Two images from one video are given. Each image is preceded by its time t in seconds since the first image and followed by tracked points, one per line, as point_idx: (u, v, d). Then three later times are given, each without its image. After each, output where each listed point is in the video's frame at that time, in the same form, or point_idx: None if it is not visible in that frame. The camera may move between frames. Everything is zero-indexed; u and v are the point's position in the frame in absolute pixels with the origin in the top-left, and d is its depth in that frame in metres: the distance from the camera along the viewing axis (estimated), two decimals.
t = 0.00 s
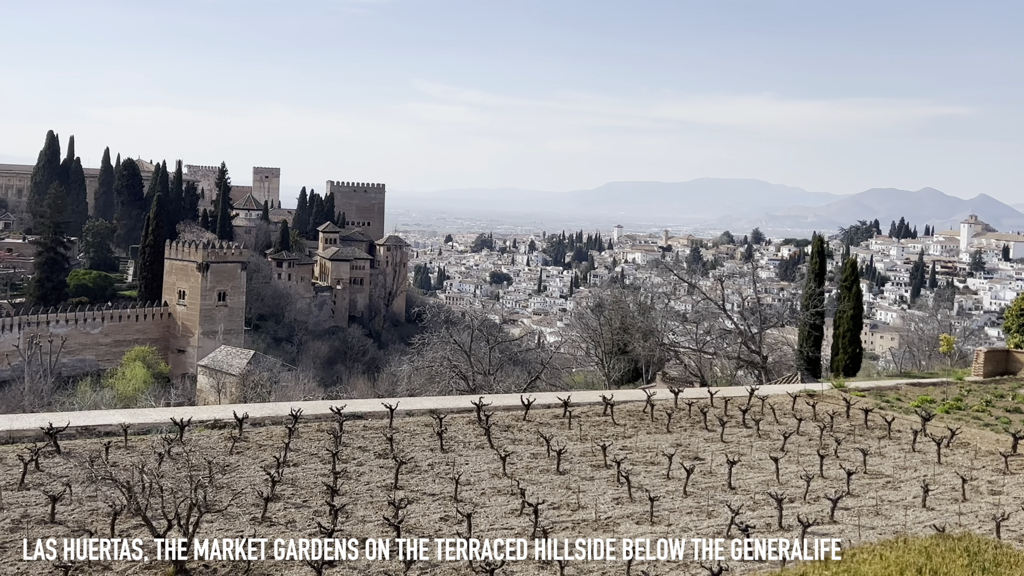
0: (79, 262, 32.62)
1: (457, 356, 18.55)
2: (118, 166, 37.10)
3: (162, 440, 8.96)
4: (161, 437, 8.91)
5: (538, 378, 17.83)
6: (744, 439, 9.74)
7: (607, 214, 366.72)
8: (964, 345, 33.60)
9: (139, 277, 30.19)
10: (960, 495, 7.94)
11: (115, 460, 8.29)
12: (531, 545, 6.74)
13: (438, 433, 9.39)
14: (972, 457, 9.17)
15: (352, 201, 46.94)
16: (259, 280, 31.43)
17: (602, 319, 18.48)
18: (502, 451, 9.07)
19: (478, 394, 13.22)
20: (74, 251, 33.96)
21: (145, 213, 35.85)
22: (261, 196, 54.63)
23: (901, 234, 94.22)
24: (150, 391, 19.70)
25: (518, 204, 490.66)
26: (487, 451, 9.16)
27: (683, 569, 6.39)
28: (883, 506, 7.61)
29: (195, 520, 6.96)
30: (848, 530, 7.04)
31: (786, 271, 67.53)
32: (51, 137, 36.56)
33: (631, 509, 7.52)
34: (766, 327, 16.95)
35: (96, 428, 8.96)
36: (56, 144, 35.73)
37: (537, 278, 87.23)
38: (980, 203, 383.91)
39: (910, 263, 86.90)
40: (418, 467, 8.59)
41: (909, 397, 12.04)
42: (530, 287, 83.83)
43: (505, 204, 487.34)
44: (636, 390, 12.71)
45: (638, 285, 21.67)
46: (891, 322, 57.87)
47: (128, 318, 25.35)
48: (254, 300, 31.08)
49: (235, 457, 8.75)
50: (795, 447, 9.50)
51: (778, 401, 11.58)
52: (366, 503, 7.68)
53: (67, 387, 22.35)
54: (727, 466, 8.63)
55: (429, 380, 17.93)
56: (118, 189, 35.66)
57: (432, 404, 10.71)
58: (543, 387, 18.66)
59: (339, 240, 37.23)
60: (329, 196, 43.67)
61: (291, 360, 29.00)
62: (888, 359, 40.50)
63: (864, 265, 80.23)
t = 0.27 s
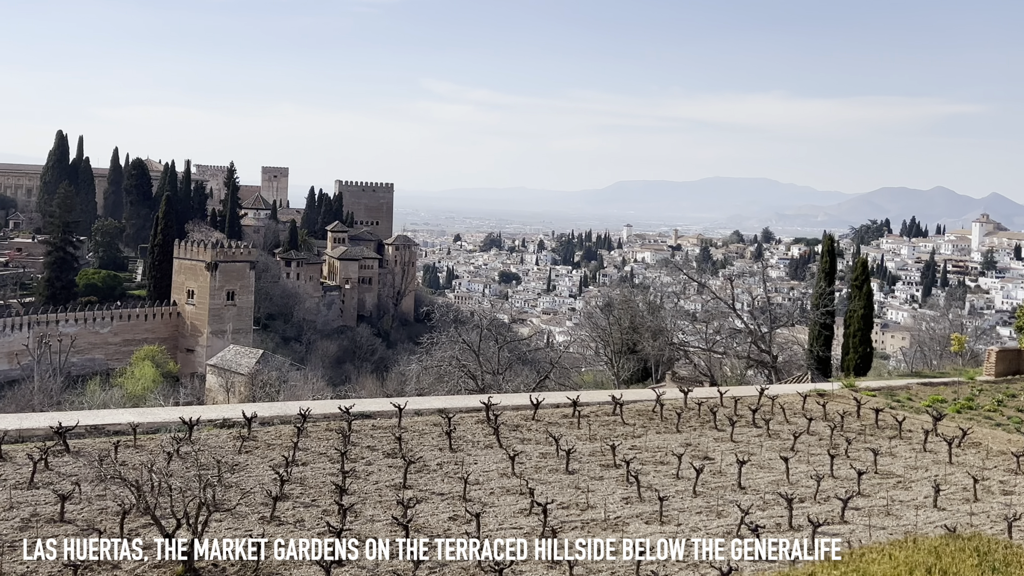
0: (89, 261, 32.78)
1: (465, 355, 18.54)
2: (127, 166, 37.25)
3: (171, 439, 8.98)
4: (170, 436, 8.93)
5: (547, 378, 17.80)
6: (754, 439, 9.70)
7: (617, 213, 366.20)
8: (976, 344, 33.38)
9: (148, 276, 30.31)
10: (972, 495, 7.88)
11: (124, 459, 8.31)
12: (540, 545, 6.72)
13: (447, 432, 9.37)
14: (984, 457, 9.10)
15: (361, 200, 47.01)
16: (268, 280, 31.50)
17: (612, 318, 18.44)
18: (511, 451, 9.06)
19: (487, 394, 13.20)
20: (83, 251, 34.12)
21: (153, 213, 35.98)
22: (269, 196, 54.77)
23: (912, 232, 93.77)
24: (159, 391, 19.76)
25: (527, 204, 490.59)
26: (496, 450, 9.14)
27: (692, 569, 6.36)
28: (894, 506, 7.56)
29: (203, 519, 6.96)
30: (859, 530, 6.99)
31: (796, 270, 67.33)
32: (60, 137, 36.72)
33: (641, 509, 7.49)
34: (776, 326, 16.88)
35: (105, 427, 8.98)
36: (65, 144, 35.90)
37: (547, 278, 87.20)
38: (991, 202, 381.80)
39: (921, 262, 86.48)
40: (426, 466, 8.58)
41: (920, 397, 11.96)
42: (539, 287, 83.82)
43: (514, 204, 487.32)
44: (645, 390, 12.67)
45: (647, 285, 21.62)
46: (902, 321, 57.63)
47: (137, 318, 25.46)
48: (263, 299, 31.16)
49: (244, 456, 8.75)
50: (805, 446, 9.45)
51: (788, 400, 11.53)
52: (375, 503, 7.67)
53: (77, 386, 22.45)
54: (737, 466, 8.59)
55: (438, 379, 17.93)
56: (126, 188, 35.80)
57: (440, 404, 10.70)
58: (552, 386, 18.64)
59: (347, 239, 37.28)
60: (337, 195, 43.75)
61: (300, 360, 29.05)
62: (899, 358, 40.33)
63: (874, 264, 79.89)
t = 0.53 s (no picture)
0: (101, 261, 32.95)
1: (476, 355, 18.54)
2: (138, 166, 37.42)
3: (181, 438, 8.99)
4: (180, 435, 8.95)
5: (558, 377, 17.77)
6: (766, 438, 9.64)
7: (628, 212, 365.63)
8: (990, 343, 33.10)
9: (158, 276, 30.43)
10: (985, 495, 7.81)
11: (134, 458, 8.32)
12: (550, 544, 6.69)
13: (457, 432, 9.35)
14: (998, 457, 9.02)
15: (371, 200, 47.09)
16: (278, 279, 31.57)
17: (622, 317, 18.39)
18: (522, 450, 9.03)
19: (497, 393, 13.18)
20: (95, 250, 34.30)
21: (164, 212, 36.14)
22: (279, 195, 54.93)
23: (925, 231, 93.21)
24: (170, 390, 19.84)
25: (538, 203, 490.40)
26: (507, 450, 9.12)
27: (704, 569, 6.32)
28: (907, 506, 7.49)
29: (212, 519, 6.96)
30: (872, 530, 6.93)
31: (808, 270, 67.06)
32: (71, 136, 36.91)
33: (652, 509, 7.45)
34: (787, 325, 16.79)
35: (115, 426, 9.01)
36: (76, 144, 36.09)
37: (557, 277, 87.12)
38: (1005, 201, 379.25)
39: (934, 261, 85.95)
40: (437, 466, 8.56)
41: (934, 397, 11.85)
42: (550, 286, 83.76)
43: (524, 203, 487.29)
44: (656, 389, 12.62)
45: (658, 284, 21.56)
46: (915, 320, 57.28)
47: (148, 317, 25.56)
48: (273, 299, 31.25)
49: (254, 455, 8.76)
50: (817, 446, 9.38)
51: (800, 400, 11.46)
52: (385, 502, 7.66)
53: (88, 385, 22.56)
54: (749, 466, 8.53)
55: (448, 378, 17.94)
56: (136, 188, 35.96)
57: (450, 403, 10.68)
58: (563, 385, 18.61)
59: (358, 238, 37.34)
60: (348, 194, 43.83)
61: (310, 359, 29.11)
62: (912, 358, 40.09)
63: (887, 263, 79.45)
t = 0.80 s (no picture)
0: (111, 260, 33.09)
1: (484, 354, 18.54)
2: (146, 165, 37.55)
3: (190, 437, 9.01)
4: (189, 434, 8.96)
5: (567, 377, 17.75)
6: (776, 438, 9.60)
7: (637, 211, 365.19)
8: (1002, 343, 32.88)
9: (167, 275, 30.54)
10: (997, 495, 7.74)
11: (143, 457, 8.34)
12: (559, 544, 6.67)
13: (466, 431, 9.34)
14: (1010, 457, 8.94)
15: (379, 199, 47.14)
16: (287, 278, 31.63)
17: (632, 316, 18.35)
18: (530, 449, 9.01)
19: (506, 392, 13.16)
20: (104, 249, 34.44)
21: (173, 211, 36.27)
22: (288, 194, 55.06)
23: (937, 230, 92.74)
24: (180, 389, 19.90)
25: (547, 202, 490.25)
26: (516, 449, 9.10)
27: (713, 568, 6.29)
28: (918, 506, 7.44)
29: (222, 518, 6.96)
30: (882, 530, 6.88)
31: (818, 270, 66.86)
32: (81, 136, 37.07)
33: (661, 508, 7.42)
34: (797, 325, 16.71)
35: (125, 425, 9.04)
36: (85, 144, 36.25)
37: (567, 277, 87.04)
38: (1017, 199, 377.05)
39: (946, 260, 85.49)
40: (445, 465, 8.55)
41: (945, 397, 11.77)
42: (559, 286, 83.69)
43: (533, 202, 487.18)
44: (665, 389, 12.57)
45: (668, 283, 21.51)
46: (926, 319, 57.00)
47: (157, 316, 25.65)
48: (282, 298, 31.33)
49: (263, 454, 8.77)
50: (827, 446, 9.34)
51: (811, 399, 11.41)
52: (394, 501, 7.66)
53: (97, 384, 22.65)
54: (758, 465, 8.49)
55: (457, 377, 17.95)
56: (145, 187, 36.09)
57: (459, 403, 10.67)
58: (572, 384, 18.60)
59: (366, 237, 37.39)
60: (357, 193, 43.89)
61: (319, 358, 29.16)
62: (924, 357, 39.92)
63: (898, 262, 79.09)
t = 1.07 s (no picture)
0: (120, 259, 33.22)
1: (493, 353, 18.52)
2: (155, 165, 37.67)
3: (199, 436, 9.02)
4: (198, 433, 8.97)
5: (575, 376, 17.72)
6: (786, 437, 9.55)
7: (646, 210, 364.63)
8: (1014, 342, 32.67)
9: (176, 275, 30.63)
10: (1009, 495, 7.68)
11: (152, 456, 8.35)
12: (568, 543, 6.65)
13: (475, 430, 9.32)
14: (1022, 457, 8.87)
15: (387, 198, 47.20)
16: (295, 277, 31.69)
17: (641, 316, 18.30)
18: (539, 449, 8.99)
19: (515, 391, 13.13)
20: (114, 249, 34.59)
21: (181, 211, 36.39)
22: (296, 194, 55.17)
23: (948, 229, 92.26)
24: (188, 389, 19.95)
25: (556, 201, 489.98)
26: (524, 448, 9.08)
27: (723, 568, 6.26)
28: (928, 506, 7.39)
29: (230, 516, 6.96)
30: (893, 530, 6.83)
31: (828, 269, 66.63)
32: (90, 136, 37.21)
33: (670, 508, 7.39)
34: (807, 324, 16.63)
35: (134, 424, 9.06)
36: (94, 143, 36.38)
37: (575, 275, 86.92)
38: None
39: (957, 259, 85.04)
40: (454, 464, 8.53)
41: (956, 396, 11.68)
42: (568, 284, 83.57)
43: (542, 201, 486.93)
44: (675, 388, 12.52)
45: (677, 282, 21.45)
46: (937, 318, 56.71)
47: (166, 315, 25.73)
48: (291, 297, 31.39)
49: (271, 453, 8.78)
50: (837, 445, 9.28)
51: (821, 399, 11.34)
52: (402, 500, 7.65)
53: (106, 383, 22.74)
54: (768, 465, 8.45)
55: (465, 377, 17.94)
56: (154, 186, 36.20)
57: (468, 402, 10.65)
58: (581, 383, 18.57)
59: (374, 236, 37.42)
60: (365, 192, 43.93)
61: (328, 357, 29.20)
62: (935, 356, 39.72)
63: (909, 261, 78.70)
